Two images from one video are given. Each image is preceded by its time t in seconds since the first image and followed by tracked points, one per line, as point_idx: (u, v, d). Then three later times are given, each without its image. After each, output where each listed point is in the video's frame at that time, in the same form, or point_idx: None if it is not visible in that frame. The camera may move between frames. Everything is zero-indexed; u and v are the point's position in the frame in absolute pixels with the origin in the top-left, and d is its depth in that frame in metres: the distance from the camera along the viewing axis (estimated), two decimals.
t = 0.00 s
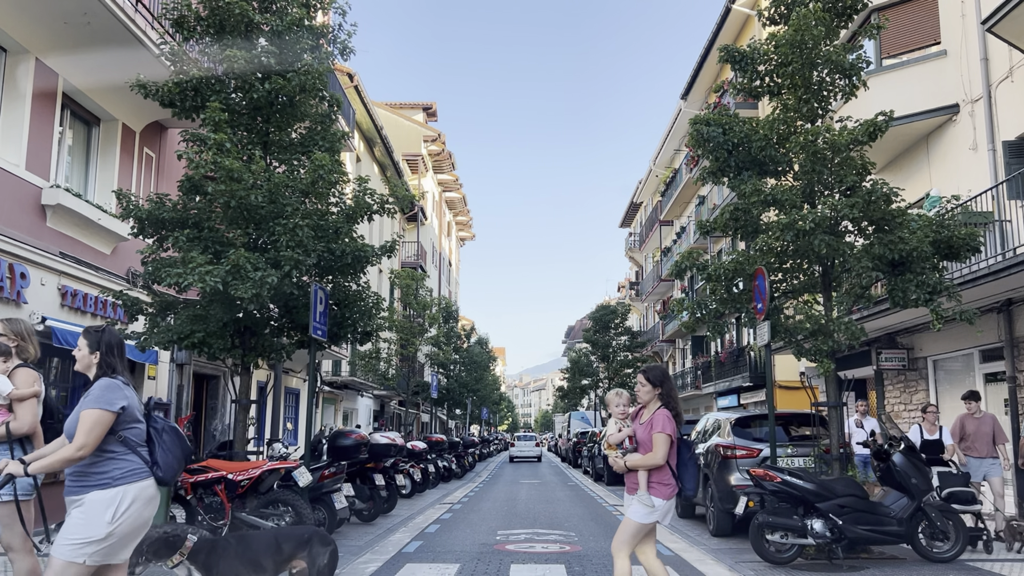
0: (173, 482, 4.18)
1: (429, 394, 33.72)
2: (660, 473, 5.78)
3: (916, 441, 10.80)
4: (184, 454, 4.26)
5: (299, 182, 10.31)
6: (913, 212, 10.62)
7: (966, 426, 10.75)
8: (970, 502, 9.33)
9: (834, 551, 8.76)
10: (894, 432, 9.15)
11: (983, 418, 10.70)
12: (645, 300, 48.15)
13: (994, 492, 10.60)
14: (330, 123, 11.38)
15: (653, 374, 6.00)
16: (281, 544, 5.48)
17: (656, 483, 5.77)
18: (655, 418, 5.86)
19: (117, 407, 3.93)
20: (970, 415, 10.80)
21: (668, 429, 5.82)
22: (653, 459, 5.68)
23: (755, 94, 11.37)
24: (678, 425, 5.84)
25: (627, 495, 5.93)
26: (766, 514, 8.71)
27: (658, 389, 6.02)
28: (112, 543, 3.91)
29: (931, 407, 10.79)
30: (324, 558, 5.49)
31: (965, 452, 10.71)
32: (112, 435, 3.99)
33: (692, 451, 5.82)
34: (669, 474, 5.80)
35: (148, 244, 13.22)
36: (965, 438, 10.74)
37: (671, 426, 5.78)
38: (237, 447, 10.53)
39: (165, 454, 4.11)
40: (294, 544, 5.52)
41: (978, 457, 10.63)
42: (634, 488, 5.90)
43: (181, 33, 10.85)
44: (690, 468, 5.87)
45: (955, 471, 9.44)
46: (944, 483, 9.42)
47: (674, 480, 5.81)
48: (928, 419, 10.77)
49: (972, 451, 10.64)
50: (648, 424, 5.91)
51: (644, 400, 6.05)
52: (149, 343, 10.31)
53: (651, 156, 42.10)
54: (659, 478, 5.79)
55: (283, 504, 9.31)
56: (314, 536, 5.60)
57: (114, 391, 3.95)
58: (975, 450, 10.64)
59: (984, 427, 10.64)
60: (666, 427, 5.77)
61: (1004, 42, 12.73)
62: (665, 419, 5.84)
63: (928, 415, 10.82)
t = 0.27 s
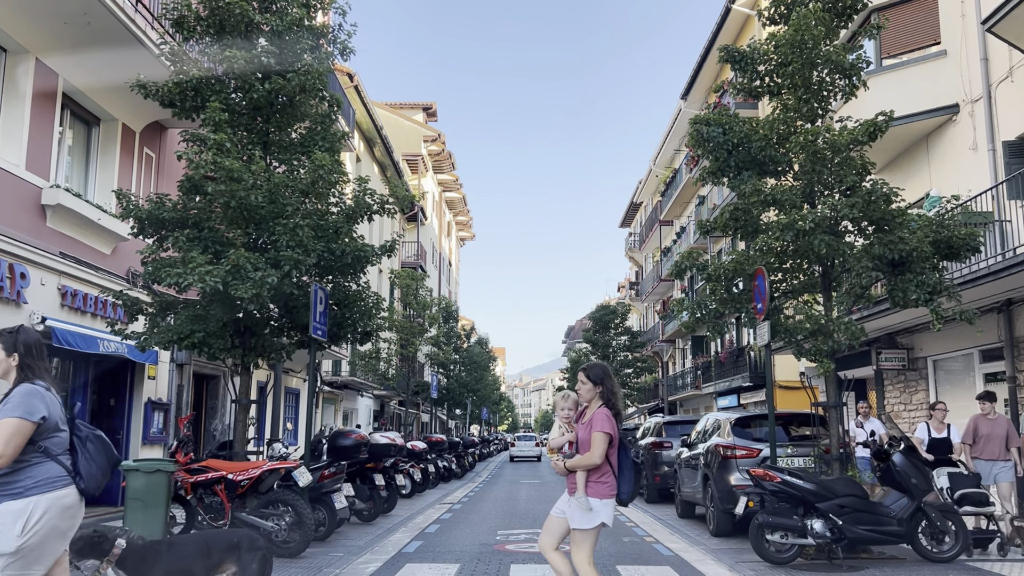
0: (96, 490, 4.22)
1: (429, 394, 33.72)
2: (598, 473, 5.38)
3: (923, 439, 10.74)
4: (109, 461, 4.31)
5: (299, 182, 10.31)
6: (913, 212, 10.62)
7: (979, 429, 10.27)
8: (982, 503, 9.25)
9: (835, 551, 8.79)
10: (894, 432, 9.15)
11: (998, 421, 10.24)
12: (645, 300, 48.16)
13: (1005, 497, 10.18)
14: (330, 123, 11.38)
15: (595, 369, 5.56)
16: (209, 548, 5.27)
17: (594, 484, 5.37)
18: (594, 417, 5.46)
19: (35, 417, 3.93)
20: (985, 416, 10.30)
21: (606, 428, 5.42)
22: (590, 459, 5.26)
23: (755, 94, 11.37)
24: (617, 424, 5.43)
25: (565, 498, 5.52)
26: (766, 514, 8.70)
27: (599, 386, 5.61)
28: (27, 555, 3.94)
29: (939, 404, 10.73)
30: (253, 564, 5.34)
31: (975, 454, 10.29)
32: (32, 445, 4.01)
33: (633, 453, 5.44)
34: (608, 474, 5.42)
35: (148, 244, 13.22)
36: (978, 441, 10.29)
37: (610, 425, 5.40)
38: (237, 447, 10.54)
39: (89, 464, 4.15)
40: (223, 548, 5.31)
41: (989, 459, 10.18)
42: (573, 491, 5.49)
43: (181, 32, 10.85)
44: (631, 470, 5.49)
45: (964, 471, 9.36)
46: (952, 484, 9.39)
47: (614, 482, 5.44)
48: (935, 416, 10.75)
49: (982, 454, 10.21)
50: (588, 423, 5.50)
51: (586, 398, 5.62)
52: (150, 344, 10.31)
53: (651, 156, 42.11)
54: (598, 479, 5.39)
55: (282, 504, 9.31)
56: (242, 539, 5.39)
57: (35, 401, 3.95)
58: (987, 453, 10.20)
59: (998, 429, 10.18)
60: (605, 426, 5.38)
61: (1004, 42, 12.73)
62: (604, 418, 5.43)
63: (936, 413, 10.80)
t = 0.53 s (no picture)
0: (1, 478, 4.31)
1: (428, 394, 33.72)
2: (534, 469, 5.19)
3: (930, 442, 10.55)
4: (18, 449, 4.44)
5: (299, 182, 10.30)
6: (913, 212, 10.62)
7: (990, 426, 9.83)
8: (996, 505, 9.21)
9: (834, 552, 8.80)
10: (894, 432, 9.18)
11: (1011, 418, 9.77)
12: (645, 300, 48.16)
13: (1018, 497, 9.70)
14: (330, 123, 11.38)
15: (537, 362, 5.38)
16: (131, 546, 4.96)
17: (529, 480, 5.19)
18: (532, 410, 5.26)
19: None
20: (997, 413, 9.83)
21: (544, 424, 5.22)
22: (524, 454, 5.08)
23: (755, 94, 11.36)
24: (556, 419, 5.21)
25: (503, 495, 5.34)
26: (766, 514, 8.71)
27: (540, 381, 5.40)
28: None
29: (943, 405, 10.58)
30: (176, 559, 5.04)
31: (987, 452, 9.86)
32: None
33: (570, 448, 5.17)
34: (543, 471, 5.20)
35: (148, 244, 13.22)
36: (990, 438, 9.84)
37: (547, 420, 5.17)
38: (237, 447, 10.53)
39: None
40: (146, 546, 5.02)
41: (1002, 458, 9.71)
42: (508, 486, 5.29)
43: (181, 32, 10.86)
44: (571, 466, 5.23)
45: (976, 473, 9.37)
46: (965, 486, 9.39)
47: (549, 478, 5.20)
48: (940, 418, 10.56)
49: (993, 452, 9.78)
50: (527, 417, 5.31)
51: (528, 392, 5.43)
52: (150, 343, 10.31)
53: (651, 156, 42.11)
54: (533, 476, 5.20)
55: (283, 504, 9.32)
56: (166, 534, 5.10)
57: None
58: (999, 451, 9.74)
59: (1010, 426, 9.71)
60: (543, 421, 5.18)
61: (1004, 42, 12.74)
62: (543, 413, 5.22)
63: (941, 414, 10.60)
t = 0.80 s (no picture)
0: None
1: (428, 394, 33.72)
2: (479, 469, 5.39)
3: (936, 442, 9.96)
4: None
5: (299, 182, 10.30)
6: (913, 212, 10.61)
7: (1002, 428, 9.55)
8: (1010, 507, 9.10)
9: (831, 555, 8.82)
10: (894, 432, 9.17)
11: None
12: (645, 300, 48.16)
13: None
14: (330, 123, 11.38)
15: (485, 363, 5.54)
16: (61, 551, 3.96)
17: (473, 479, 5.38)
18: (480, 411, 5.43)
19: None
20: (1008, 415, 9.56)
21: (491, 425, 5.41)
22: (471, 454, 5.26)
23: (756, 94, 11.36)
24: (503, 420, 5.42)
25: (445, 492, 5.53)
26: (766, 514, 8.71)
27: (485, 381, 5.57)
28: None
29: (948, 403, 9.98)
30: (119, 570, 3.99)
31: (1001, 455, 9.55)
32: None
33: (516, 449, 5.40)
34: (488, 471, 5.40)
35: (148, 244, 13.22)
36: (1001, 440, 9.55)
37: (496, 421, 5.37)
38: (237, 447, 10.53)
39: None
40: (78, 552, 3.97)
41: (1018, 461, 9.37)
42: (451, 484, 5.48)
43: (181, 32, 10.87)
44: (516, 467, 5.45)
45: (990, 474, 9.27)
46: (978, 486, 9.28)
47: (493, 477, 5.42)
48: (945, 416, 9.97)
49: (1007, 455, 9.47)
50: (474, 418, 5.48)
51: (473, 391, 5.60)
52: (150, 343, 10.31)
53: (651, 156, 42.12)
54: (477, 475, 5.39)
55: (282, 504, 9.31)
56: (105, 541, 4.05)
57: None
58: (1014, 453, 9.41)
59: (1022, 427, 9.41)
60: (491, 422, 5.38)
61: (1004, 42, 12.74)
62: (491, 414, 5.41)
63: (946, 411, 10.02)
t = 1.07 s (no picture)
0: None
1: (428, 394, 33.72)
2: (416, 467, 5.13)
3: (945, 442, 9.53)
4: None
5: (299, 182, 10.29)
6: (913, 212, 10.61)
7: (1015, 425, 9.54)
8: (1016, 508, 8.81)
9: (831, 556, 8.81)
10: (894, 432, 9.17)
11: None
12: (645, 300, 48.16)
13: None
14: (330, 123, 11.38)
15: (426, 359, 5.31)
16: None
17: (410, 478, 5.12)
18: (423, 407, 5.16)
19: None
20: (1019, 412, 9.60)
21: (433, 422, 5.15)
22: (409, 452, 5.00)
23: (755, 94, 11.36)
24: (446, 418, 5.16)
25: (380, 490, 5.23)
26: (766, 514, 8.71)
27: (428, 378, 5.34)
28: None
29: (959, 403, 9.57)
30: None
31: (1014, 454, 9.50)
32: None
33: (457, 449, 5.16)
34: (426, 470, 5.16)
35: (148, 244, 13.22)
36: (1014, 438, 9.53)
37: (436, 418, 5.10)
38: (237, 447, 10.53)
39: None
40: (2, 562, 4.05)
41: None
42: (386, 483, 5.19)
43: (181, 32, 10.86)
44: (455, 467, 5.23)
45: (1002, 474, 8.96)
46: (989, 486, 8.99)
47: (433, 476, 5.18)
48: (955, 417, 9.59)
49: (1021, 454, 9.44)
50: (415, 414, 5.22)
51: (416, 390, 5.35)
52: (150, 343, 10.31)
53: (651, 156, 42.13)
54: (416, 474, 5.14)
55: (282, 504, 9.31)
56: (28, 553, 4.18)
57: None
58: None
59: None
60: (432, 420, 5.11)
61: (1004, 42, 12.73)
62: (434, 411, 5.14)
63: (954, 412, 9.63)
